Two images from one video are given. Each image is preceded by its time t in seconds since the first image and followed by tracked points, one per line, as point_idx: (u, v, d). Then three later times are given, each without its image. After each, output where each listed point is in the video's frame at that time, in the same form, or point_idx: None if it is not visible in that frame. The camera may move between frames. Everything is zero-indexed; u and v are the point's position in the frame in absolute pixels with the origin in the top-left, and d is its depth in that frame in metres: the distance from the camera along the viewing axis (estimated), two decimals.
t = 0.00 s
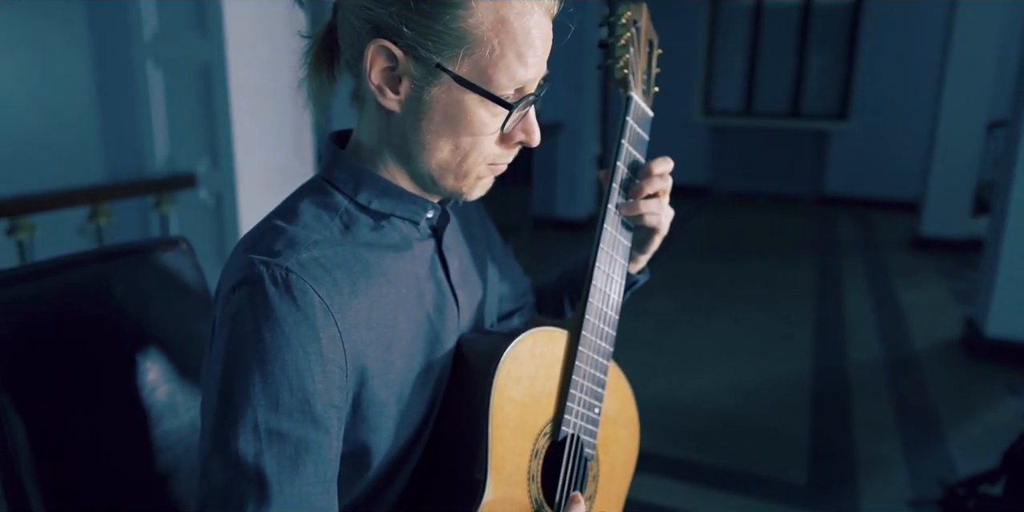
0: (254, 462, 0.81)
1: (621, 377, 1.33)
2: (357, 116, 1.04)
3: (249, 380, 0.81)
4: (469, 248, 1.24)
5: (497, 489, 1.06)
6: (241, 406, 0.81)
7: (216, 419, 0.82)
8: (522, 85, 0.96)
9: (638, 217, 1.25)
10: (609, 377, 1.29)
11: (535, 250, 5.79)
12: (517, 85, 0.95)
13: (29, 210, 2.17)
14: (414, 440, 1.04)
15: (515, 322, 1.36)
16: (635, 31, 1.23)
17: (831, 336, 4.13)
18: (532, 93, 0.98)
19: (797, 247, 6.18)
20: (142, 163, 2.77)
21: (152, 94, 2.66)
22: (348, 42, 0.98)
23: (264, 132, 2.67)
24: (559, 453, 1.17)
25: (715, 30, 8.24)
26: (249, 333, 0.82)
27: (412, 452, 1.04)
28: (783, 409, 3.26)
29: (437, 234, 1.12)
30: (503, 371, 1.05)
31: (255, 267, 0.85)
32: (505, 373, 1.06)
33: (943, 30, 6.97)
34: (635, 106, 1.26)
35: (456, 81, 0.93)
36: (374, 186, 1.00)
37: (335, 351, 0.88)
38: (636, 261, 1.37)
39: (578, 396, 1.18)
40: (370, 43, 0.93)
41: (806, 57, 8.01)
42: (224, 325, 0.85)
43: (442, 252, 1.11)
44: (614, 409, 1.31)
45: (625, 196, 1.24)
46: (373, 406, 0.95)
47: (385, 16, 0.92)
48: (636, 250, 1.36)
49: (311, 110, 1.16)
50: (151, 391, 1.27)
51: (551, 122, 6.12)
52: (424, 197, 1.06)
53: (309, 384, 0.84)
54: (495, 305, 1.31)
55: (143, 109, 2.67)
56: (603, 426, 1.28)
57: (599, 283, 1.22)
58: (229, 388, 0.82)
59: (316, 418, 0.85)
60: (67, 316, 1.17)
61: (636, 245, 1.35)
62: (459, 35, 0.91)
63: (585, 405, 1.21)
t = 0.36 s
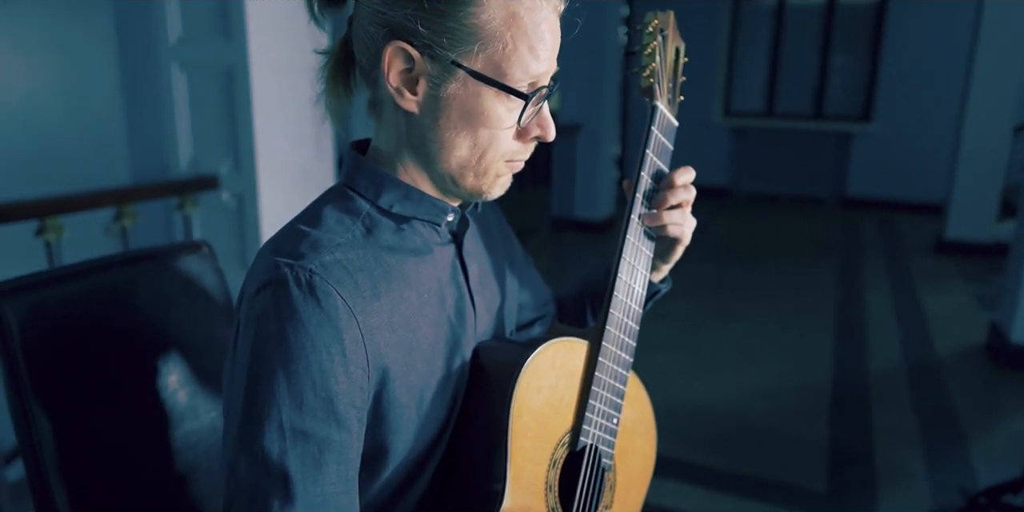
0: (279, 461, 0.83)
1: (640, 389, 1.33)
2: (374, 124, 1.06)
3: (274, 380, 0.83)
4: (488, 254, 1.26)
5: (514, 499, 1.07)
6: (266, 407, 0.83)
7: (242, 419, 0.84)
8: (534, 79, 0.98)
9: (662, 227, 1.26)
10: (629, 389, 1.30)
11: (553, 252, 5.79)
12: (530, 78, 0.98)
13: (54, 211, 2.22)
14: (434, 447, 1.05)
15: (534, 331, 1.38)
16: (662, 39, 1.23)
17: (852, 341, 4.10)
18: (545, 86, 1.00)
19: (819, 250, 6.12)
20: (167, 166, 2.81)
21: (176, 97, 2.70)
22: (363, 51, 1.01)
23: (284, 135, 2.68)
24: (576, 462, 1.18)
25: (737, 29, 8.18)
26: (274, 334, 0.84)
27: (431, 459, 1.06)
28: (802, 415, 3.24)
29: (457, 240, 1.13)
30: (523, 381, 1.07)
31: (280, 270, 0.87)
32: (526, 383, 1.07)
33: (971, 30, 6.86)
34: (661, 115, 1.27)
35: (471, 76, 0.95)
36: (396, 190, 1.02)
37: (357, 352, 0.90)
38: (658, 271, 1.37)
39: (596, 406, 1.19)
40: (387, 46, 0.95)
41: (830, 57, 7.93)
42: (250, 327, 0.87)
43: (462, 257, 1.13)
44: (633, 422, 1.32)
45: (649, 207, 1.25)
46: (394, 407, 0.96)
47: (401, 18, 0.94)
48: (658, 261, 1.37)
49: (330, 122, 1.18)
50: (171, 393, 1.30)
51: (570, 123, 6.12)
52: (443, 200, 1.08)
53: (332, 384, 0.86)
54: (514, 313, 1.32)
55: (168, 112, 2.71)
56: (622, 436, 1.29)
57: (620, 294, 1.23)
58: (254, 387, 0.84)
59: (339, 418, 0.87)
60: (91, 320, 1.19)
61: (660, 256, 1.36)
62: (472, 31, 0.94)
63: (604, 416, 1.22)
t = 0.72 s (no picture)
0: (285, 462, 0.84)
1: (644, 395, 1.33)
2: (377, 130, 1.06)
3: (280, 382, 0.83)
4: (492, 258, 1.26)
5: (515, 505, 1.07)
6: (272, 409, 0.83)
7: (248, 422, 0.85)
8: (534, 76, 0.99)
9: (669, 232, 1.25)
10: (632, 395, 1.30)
11: (562, 253, 5.79)
12: (530, 75, 0.98)
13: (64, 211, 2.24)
14: (436, 452, 1.06)
15: (538, 335, 1.38)
16: (671, 43, 1.23)
17: (863, 343, 4.07)
18: (545, 82, 1.00)
19: (830, 252, 6.08)
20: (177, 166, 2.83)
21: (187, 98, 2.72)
22: (364, 59, 1.01)
23: (292, 134, 2.69)
24: (578, 468, 1.18)
25: (749, 29, 8.13)
26: (279, 337, 0.85)
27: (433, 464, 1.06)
28: (811, 418, 3.22)
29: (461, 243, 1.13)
30: (526, 386, 1.07)
31: (286, 273, 0.87)
32: (528, 389, 1.07)
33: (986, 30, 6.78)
34: (669, 121, 1.26)
35: (472, 74, 0.95)
36: (400, 194, 1.02)
37: (362, 354, 0.90)
38: (664, 277, 1.37)
39: (599, 413, 1.19)
40: (390, 49, 0.95)
41: (842, 57, 7.87)
42: (255, 329, 0.87)
43: (466, 261, 1.13)
44: (637, 428, 1.32)
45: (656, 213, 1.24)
46: (398, 410, 0.97)
47: (401, 21, 0.95)
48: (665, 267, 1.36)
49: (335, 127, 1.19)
50: (176, 394, 1.31)
51: (581, 123, 6.11)
52: (447, 203, 1.08)
53: (337, 386, 0.87)
54: (517, 317, 1.32)
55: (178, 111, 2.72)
56: (625, 442, 1.29)
57: (625, 300, 1.23)
58: (261, 389, 0.84)
59: (343, 420, 0.88)
60: (99, 321, 1.20)
61: (666, 262, 1.35)
62: (472, 30, 0.94)
63: (607, 422, 1.22)
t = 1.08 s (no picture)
0: (281, 462, 0.83)
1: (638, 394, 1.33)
2: (380, 130, 1.06)
3: (278, 383, 0.83)
4: (489, 258, 1.26)
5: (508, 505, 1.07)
6: (269, 408, 0.83)
7: (245, 422, 0.84)
8: (541, 90, 0.98)
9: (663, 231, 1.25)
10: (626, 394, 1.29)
11: (567, 253, 5.79)
12: (537, 90, 0.98)
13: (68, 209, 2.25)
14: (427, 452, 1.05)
15: (534, 334, 1.38)
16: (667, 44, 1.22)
17: (869, 345, 4.04)
18: (552, 98, 1.00)
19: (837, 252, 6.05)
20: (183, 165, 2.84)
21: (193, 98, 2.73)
22: (373, 58, 1.01)
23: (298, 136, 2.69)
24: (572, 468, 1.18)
25: (756, 29, 8.10)
26: (278, 338, 0.84)
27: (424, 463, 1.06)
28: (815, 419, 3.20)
29: (459, 246, 1.13)
30: (519, 385, 1.06)
31: (284, 275, 0.87)
32: (520, 388, 1.07)
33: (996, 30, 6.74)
34: (663, 121, 1.26)
35: (481, 84, 0.95)
36: (399, 197, 1.02)
37: (359, 356, 0.90)
38: (659, 270, 1.37)
39: (592, 412, 1.19)
40: (400, 54, 0.95)
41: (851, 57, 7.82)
42: (253, 329, 0.87)
43: (463, 263, 1.13)
44: (631, 427, 1.32)
45: (650, 210, 1.24)
46: (394, 412, 0.97)
47: (414, 24, 0.95)
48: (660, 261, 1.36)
49: (337, 127, 1.19)
50: (178, 393, 1.31)
51: (587, 124, 6.11)
52: (446, 207, 1.08)
53: (335, 388, 0.86)
54: (513, 316, 1.32)
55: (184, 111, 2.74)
56: (620, 441, 1.29)
57: (620, 298, 1.22)
58: (259, 389, 0.84)
59: (340, 421, 0.87)
60: (102, 319, 1.21)
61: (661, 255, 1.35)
62: (483, 40, 0.94)
63: (601, 421, 1.22)
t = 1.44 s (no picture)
0: (267, 464, 0.82)
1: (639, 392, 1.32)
2: (383, 128, 1.06)
3: (267, 385, 0.83)
4: (492, 258, 1.25)
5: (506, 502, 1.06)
6: (257, 410, 0.82)
7: (233, 422, 0.84)
8: (547, 87, 0.98)
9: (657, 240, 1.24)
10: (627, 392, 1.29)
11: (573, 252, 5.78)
12: (543, 87, 0.97)
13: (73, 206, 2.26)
14: (426, 449, 1.05)
15: (535, 333, 1.36)
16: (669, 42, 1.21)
17: (877, 345, 4.02)
18: (558, 96, 0.99)
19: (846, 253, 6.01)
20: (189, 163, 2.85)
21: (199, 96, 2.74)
22: (378, 56, 1.01)
23: (303, 135, 2.69)
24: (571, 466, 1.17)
25: (765, 28, 8.07)
26: (270, 339, 0.84)
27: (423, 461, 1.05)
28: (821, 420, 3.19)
29: (459, 246, 1.13)
30: (519, 383, 1.06)
31: (279, 277, 0.87)
32: (520, 385, 1.06)
33: (1006, 29, 6.69)
34: (665, 119, 1.24)
35: (486, 82, 0.95)
36: (400, 197, 1.02)
37: (352, 359, 0.90)
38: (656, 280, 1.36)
39: (593, 410, 1.19)
40: (404, 51, 0.95)
41: (859, 56, 7.78)
42: (248, 330, 0.87)
43: (463, 264, 1.12)
44: (632, 426, 1.31)
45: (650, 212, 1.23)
46: (389, 414, 0.96)
47: (419, 22, 0.95)
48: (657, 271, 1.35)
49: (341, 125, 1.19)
50: (181, 388, 1.31)
51: (594, 123, 6.10)
52: (447, 207, 1.07)
53: (325, 391, 0.86)
54: (516, 316, 1.31)
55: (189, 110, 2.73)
56: (620, 439, 1.28)
57: (621, 298, 1.22)
58: (249, 390, 0.84)
59: (330, 424, 0.87)
60: (104, 316, 1.21)
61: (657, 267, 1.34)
62: (489, 38, 0.94)
63: (601, 419, 1.21)
